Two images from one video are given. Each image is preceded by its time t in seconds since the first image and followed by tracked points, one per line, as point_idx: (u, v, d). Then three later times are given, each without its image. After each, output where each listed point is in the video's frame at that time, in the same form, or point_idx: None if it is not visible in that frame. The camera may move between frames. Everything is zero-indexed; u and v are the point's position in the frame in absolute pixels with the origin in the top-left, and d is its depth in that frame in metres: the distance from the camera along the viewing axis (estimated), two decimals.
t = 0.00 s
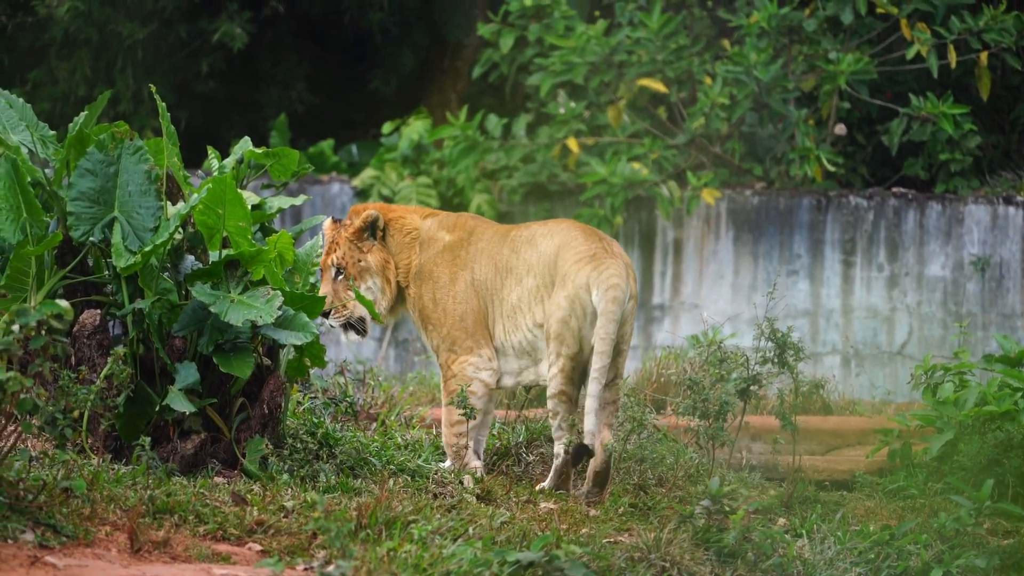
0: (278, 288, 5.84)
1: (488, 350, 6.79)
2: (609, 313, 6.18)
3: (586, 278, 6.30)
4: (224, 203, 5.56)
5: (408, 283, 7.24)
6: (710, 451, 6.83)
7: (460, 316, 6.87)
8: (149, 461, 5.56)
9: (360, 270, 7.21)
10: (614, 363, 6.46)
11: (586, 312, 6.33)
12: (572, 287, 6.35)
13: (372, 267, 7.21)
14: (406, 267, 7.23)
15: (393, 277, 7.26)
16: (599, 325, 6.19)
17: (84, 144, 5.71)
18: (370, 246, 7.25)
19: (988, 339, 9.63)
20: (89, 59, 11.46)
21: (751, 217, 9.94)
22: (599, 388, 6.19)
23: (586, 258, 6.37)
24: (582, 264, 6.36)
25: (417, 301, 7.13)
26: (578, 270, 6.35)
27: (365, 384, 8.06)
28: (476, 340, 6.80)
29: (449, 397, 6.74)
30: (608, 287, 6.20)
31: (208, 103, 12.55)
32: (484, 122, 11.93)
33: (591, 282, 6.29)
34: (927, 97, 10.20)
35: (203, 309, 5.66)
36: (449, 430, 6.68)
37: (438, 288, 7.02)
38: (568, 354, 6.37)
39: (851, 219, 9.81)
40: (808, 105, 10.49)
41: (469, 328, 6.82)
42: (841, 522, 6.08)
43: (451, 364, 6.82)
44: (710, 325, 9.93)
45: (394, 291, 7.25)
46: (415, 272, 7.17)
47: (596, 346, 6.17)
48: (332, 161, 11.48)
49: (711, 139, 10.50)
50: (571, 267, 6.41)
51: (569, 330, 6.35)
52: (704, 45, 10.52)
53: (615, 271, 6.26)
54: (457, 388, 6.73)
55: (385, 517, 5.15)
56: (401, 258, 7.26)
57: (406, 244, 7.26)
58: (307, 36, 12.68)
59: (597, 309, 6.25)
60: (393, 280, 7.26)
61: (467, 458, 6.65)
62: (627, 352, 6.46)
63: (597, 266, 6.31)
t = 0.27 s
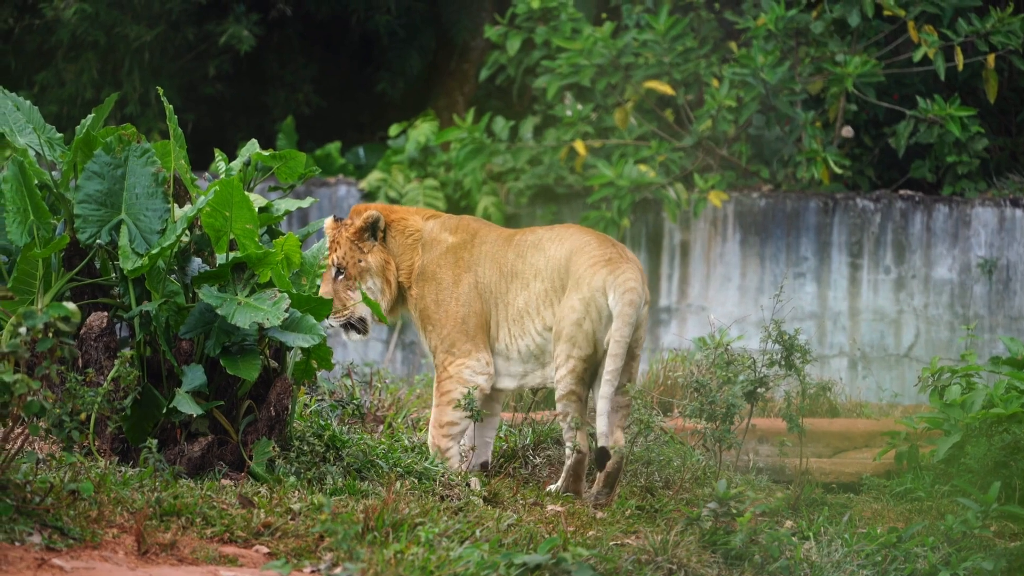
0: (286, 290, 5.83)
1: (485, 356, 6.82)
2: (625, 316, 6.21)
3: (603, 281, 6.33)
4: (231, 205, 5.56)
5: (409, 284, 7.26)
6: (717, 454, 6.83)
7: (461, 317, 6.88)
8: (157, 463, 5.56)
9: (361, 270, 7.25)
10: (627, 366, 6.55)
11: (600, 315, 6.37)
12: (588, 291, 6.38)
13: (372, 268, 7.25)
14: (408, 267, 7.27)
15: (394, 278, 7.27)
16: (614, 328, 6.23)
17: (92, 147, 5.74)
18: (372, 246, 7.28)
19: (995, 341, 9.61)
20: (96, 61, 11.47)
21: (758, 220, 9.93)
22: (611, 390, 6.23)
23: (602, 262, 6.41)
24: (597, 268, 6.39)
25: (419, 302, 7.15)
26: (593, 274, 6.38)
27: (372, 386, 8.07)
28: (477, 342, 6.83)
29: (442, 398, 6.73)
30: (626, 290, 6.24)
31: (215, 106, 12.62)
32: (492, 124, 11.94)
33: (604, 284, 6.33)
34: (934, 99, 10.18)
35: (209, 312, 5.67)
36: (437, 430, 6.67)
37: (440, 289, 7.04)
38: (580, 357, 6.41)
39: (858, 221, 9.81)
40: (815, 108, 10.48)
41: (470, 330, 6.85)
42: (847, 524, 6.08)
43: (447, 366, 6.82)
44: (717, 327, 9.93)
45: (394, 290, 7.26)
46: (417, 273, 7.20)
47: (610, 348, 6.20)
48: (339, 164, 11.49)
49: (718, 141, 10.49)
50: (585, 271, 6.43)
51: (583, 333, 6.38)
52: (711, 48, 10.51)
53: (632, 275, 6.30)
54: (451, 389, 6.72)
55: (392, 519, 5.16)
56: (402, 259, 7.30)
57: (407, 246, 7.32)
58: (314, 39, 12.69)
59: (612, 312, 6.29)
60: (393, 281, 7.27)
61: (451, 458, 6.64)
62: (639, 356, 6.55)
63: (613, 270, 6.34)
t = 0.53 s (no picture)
0: (292, 293, 5.86)
1: (484, 356, 6.90)
2: (636, 313, 6.33)
3: (618, 281, 6.48)
4: (238, 208, 5.58)
5: (409, 280, 7.28)
6: (724, 456, 6.82)
7: (464, 317, 6.97)
8: (164, 466, 5.58)
9: (363, 262, 7.23)
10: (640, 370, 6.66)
11: (615, 315, 6.50)
12: (601, 292, 6.51)
13: (373, 260, 7.23)
14: (410, 261, 7.28)
15: (394, 271, 7.27)
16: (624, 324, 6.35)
17: (99, 150, 5.76)
18: (375, 239, 7.27)
19: (1002, 344, 9.52)
20: (104, 64, 11.50)
21: (765, 222, 9.94)
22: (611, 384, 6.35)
23: (615, 264, 6.56)
24: (612, 269, 6.54)
25: (419, 298, 7.19)
26: (608, 275, 6.52)
27: (379, 389, 8.08)
28: (477, 343, 6.92)
29: (438, 392, 6.77)
30: (639, 290, 6.38)
31: (223, 109, 12.65)
32: (499, 127, 11.95)
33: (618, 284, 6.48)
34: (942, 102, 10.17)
35: (216, 314, 5.69)
36: (430, 424, 6.70)
37: (442, 287, 7.12)
38: (593, 357, 6.51)
39: (865, 223, 9.80)
40: (822, 110, 10.48)
41: (472, 331, 6.94)
42: (855, 527, 6.07)
43: (447, 362, 6.88)
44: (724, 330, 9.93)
45: (395, 284, 7.27)
46: (420, 269, 7.23)
47: (618, 343, 6.33)
48: (346, 166, 11.51)
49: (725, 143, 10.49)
50: (599, 273, 6.56)
51: (597, 333, 6.50)
52: (718, 50, 10.50)
53: (646, 276, 6.46)
54: (451, 385, 6.77)
55: (399, 522, 5.16)
56: (404, 255, 7.31)
57: (412, 242, 7.32)
58: (322, 41, 12.71)
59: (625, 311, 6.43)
60: (394, 275, 7.28)
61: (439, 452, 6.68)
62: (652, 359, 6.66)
63: (629, 271, 6.49)
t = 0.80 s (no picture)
0: (298, 296, 5.87)
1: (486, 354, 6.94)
2: (655, 324, 6.31)
3: (637, 290, 6.47)
4: (244, 211, 5.57)
5: (409, 277, 7.31)
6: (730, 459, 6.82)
7: (465, 316, 7.00)
8: (170, 469, 5.56)
9: (363, 258, 7.24)
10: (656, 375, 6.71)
11: (633, 325, 6.49)
12: (619, 300, 6.51)
13: (373, 257, 7.25)
14: (411, 258, 7.31)
15: (394, 269, 7.30)
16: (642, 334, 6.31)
17: (106, 152, 5.75)
18: (375, 236, 7.30)
19: (1008, 347, 9.53)
20: (110, 67, 11.52)
21: (771, 225, 9.93)
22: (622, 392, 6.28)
23: (632, 273, 6.56)
24: (629, 278, 6.53)
25: (419, 296, 7.22)
26: (625, 284, 6.52)
27: (385, 392, 8.09)
28: (478, 343, 6.96)
29: (438, 380, 6.81)
30: (659, 300, 6.36)
31: (229, 112, 12.66)
32: (505, 130, 11.95)
33: (637, 293, 6.47)
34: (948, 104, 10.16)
35: (222, 317, 5.68)
36: (424, 411, 6.75)
37: (443, 285, 7.15)
38: (609, 365, 6.50)
39: (871, 226, 9.79)
40: (829, 113, 10.48)
41: (474, 329, 6.98)
42: (861, 530, 6.07)
43: (447, 356, 6.91)
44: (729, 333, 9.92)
45: (393, 282, 7.30)
46: (420, 267, 7.26)
47: (635, 353, 6.29)
48: (352, 169, 11.52)
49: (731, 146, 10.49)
50: (616, 281, 6.56)
51: (615, 340, 6.50)
52: (724, 53, 10.50)
53: (665, 286, 6.44)
54: (450, 376, 6.81)
55: (405, 525, 5.16)
56: (404, 253, 7.34)
57: (412, 240, 7.35)
58: (328, 45, 12.73)
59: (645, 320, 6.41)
60: (394, 274, 7.31)
61: (426, 443, 6.70)
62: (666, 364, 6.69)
63: (646, 280, 6.49)
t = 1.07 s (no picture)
0: (304, 298, 5.87)
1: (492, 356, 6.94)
2: (684, 335, 6.41)
3: (662, 299, 6.54)
4: (249, 214, 5.59)
5: (412, 281, 7.27)
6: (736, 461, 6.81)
7: (473, 318, 7.00)
8: (176, 471, 5.57)
9: (359, 263, 7.21)
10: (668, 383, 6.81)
11: (657, 332, 6.55)
12: (644, 308, 6.55)
13: (371, 261, 7.23)
14: (415, 261, 7.26)
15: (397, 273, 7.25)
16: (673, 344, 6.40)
17: (111, 155, 5.76)
18: (374, 241, 7.26)
19: (1015, 349, 9.50)
20: (116, 70, 11.54)
21: (777, 227, 9.92)
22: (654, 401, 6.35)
23: (654, 280, 6.63)
24: (651, 285, 6.60)
25: (424, 299, 7.18)
26: (649, 292, 6.58)
27: (390, 394, 8.10)
28: (488, 343, 6.97)
29: (445, 383, 6.82)
30: (686, 310, 6.45)
31: (235, 115, 12.68)
32: (511, 132, 11.96)
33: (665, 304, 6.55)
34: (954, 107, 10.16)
35: (228, 320, 5.71)
36: (433, 412, 6.75)
37: (447, 287, 7.12)
38: (627, 371, 6.53)
39: (877, 228, 9.78)
40: (834, 116, 10.48)
41: (481, 332, 6.98)
42: (867, 532, 6.06)
43: (454, 358, 6.92)
44: (736, 335, 9.91)
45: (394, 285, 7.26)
46: (424, 270, 7.21)
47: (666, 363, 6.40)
48: (358, 171, 11.53)
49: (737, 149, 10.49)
50: (638, 287, 6.62)
51: (637, 347, 6.52)
52: (730, 56, 10.50)
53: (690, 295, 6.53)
54: (458, 377, 6.82)
55: (411, 527, 5.16)
56: (405, 257, 7.29)
57: (416, 244, 7.30)
58: (334, 47, 12.75)
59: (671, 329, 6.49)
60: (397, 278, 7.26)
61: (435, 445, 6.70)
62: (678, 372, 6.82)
63: (669, 288, 6.58)
